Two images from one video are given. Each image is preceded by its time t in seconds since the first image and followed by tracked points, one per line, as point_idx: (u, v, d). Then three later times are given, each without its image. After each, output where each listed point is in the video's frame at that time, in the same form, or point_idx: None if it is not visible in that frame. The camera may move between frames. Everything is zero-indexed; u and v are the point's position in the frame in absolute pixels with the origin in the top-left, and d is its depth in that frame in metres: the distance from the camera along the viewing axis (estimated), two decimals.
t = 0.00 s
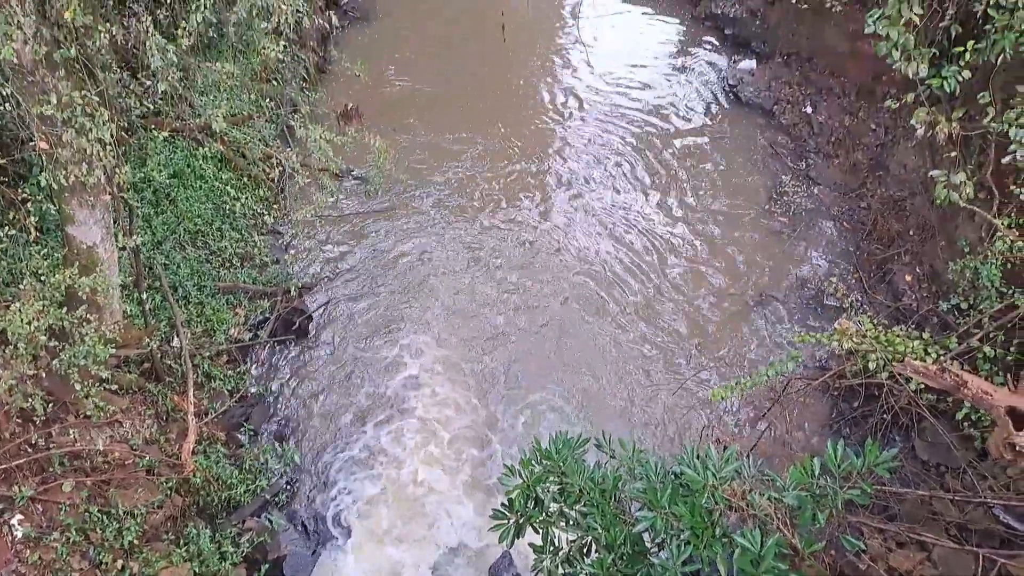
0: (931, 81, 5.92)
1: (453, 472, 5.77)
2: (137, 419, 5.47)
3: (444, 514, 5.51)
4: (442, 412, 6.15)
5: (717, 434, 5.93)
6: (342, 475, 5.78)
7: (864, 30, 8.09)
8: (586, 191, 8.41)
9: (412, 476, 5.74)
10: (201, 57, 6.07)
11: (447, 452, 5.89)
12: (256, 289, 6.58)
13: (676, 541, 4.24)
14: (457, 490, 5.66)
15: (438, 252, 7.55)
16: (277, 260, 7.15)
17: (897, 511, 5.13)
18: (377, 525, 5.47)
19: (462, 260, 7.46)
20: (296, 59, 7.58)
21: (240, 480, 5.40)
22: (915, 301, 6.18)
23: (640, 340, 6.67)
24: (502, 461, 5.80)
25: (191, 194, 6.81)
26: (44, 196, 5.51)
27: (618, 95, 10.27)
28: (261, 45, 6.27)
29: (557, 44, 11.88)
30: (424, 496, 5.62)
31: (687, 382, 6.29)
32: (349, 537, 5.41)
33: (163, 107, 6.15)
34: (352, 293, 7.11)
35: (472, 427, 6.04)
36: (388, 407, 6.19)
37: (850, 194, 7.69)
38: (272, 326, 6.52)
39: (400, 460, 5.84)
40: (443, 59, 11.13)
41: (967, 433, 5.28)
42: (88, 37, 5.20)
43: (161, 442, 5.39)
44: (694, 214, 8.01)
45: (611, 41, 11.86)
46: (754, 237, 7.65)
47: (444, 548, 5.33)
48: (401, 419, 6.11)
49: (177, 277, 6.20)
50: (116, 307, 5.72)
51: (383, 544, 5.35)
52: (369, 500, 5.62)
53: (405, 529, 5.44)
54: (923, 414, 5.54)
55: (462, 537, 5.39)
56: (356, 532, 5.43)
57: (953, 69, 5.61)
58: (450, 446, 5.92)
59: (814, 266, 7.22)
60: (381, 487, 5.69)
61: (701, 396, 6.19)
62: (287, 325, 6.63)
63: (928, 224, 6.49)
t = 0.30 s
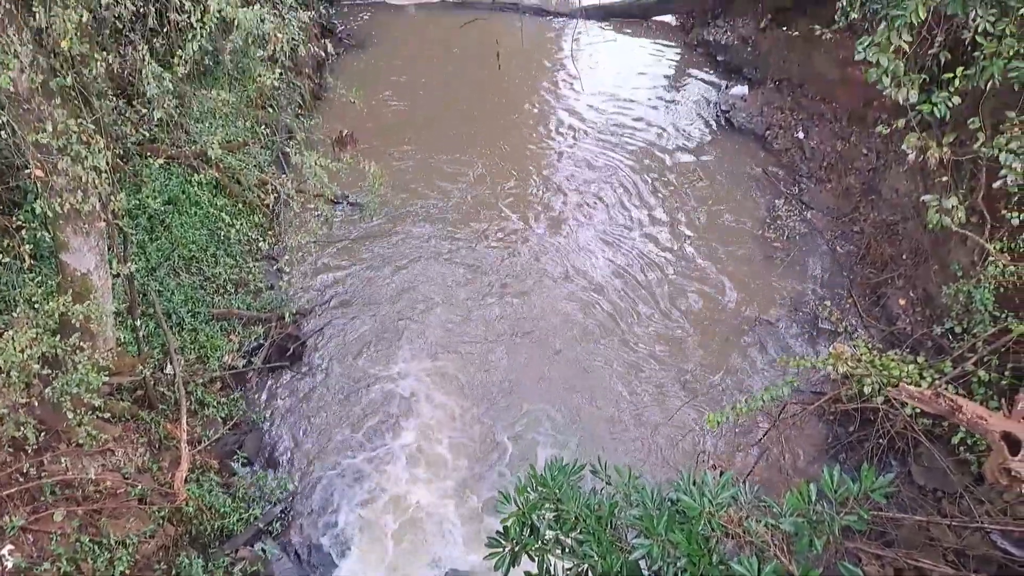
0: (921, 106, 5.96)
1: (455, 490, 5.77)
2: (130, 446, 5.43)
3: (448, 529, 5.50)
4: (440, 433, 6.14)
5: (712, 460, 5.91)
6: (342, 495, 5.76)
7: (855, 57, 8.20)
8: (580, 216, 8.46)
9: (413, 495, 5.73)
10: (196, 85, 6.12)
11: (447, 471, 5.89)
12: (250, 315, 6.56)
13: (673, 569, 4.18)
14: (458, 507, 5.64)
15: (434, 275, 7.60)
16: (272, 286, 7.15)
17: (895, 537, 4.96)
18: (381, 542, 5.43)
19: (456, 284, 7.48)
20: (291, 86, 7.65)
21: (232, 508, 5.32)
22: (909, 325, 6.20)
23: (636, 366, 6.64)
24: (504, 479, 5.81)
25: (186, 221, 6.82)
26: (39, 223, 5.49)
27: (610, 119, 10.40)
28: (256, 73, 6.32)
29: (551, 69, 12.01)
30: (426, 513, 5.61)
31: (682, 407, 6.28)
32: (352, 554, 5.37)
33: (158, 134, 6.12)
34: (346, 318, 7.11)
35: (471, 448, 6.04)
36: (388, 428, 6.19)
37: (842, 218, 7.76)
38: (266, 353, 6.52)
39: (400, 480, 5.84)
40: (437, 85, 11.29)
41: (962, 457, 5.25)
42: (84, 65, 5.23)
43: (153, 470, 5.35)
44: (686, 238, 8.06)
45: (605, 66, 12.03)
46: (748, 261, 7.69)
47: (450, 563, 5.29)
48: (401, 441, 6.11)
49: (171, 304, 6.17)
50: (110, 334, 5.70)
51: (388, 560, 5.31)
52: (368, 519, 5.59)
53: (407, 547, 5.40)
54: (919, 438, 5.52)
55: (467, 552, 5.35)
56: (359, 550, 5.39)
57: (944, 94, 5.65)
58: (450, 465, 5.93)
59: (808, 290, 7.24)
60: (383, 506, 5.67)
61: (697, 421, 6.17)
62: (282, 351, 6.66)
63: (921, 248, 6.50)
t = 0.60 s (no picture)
0: (912, 129, 6.00)
1: (456, 504, 5.78)
2: (122, 471, 5.38)
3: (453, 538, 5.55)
4: (437, 451, 6.14)
5: (708, 483, 5.89)
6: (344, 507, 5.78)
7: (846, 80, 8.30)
8: (575, 237, 8.50)
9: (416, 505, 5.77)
10: (192, 109, 6.17)
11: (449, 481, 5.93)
12: (244, 338, 6.56)
13: None
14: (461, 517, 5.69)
15: (428, 297, 7.61)
16: (266, 309, 7.18)
17: (892, 560, 4.85)
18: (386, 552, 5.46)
19: (450, 307, 7.49)
20: (286, 109, 7.72)
21: (226, 533, 5.23)
22: (903, 347, 6.22)
23: (631, 389, 6.64)
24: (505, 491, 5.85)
25: (181, 244, 6.82)
26: (33, 248, 5.48)
27: (603, 141, 10.48)
28: (251, 96, 6.38)
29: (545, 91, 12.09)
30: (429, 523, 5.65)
31: (678, 430, 6.28)
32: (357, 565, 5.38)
33: (154, 158, 6.17)
34: (342, 340, 7.11)
35: (471, 461, 6.07)
36: (388, 442, 6.21)
37: (836, 240, 7.80)
38: (260, 376, 6.49)
39: (403, 491, 5.87)
40: (432, 109, 11.37)
41: (958, 479, 5.24)
42: (80, 90, 5.28)
43: (146, 496, 5.31)
44: (681, 259, 8.09)
45: (599, 88, 12.14)
46: (743, 282, 7.71)
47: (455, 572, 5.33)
48: (401, 453, 6.13)
49: (165, 327, 6.16)
50: (104, 358, 5.67)
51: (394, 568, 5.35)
52: (372, 530, 5.61)
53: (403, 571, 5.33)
54: (914, 460, 5.51)
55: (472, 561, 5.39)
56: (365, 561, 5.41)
57: (935, 116, 5.71)
58: (451, 477, 5.96)
59: (803, 311, 7.26)
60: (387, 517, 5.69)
61: (693, 444, 6.16)
62: (276, 375, 6.61)
63: (915, 269, 6.54)
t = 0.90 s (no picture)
0: (905, 147, 6.03)
1: (453, 521, 5.75)
2: (116, 492, 5.33)
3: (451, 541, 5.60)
4: (433, 469, 6.12)
5: (705, 502, 5.86)
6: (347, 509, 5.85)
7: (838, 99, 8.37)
8: (569, 255, 8.54)
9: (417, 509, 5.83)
10: (187, 128, 6.19)
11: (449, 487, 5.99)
12: (239, 357, 6.57)
13: None
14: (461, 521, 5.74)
15: (423, 314, 7.62)
16: (261, 328, 7.21)
17: None
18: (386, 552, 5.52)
19: (445, 324, 7.51)
20: (282, 128, 7.78)
21: (219, 554, 5.19)
22: (898, 364, 6.24)
23: (626, 408, 6.63)
24: (505, 497, 5.90)
25: (175, 263, 6.75)
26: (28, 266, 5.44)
27: (598, 159, 10.55)
28: (247, 115, 6.43)
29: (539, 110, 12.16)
30: (428, 526, 5.70)
31: (674, 447, 6.27)
32: (354, 571, 5.41)
33: (149, 176, 6.08)
34: (337, 359, 7.10)
35: (469, 471, 6.10)
36: (385, 456, 6.22)
37: (831, 257, 7.83)
38: (254, 396, 6.52)
39: (400, 503, 5.87)
40: (427, 127, 11.42)
41: (955, 497, 5.23)
42: (76, 109, 5.29)
43: (139, 517, 5.26)
44: (676, 277, 8.11)
45: (593, 106, 12.23)
46: (738, 300, 7.73)
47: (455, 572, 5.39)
48: (404, 459, 6.20)
49: (159, 346, 6.14)
50: (97, 377, 5.64)
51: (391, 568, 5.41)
52: (371, 536, 5.65)
53: None
54: (911, 478, 5.51)
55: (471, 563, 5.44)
56: (363, 561, 5.48)
57: (928, 135, 5.74)
58: (448, 490, 5.96)
59: (798, 328, 7.28)
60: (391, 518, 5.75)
61: (689, 462, 6.15)
62: (270, 394, 6.65)
63: (909, 287, 6.57)
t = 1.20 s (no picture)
0: (902, 167, 6.04)
1: (451, 541, 5.72)
2: (112, 513, 5.30)
3: (450, 542, 5.70)
4: (432, 488, 6.10)
5: (705, 522, 5.84)
6: (349, 507, 5.96)
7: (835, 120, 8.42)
8: (568, 273, 8.56)
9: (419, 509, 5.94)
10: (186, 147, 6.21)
11: (451, 490, 6.09)
12: (237, 377, 6.54)
13: None
14: (461, 522, 5.85)
15: (421, 333, 7.62)
16: (259, 347, 7.19)
17: None
18: (387, 550, 5.65)
19: (444, 343, 7.50)
20: (281, 147, 7.82)
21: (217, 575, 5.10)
22: (898, 384, 6.24)
23: (626, 428, 6.61)
24: (505, 505, 5.97)
25: (173, 282, 6.74)
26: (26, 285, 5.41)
27: (596, 177, 10.60)
28: (246, 135, 6.46)
29: (537, 129, 12.22)
30: (429, 525, 5.82)
31: (673, 467, 6.25)
32: None
33: (148, 196, 6.10)
34: (335, 378, 7.09)
35: (469, 491, 6.08)
36: (384, 474, 6.20)
37: (829, 276, 7.85)
38: (252, 416, 6.50)
39: (398, 522, 5.84)
40: (426, 146, 11.47)
41: (955, 517, 5.19)
42: (76, 129, 5.30)
43: (136, 538, 5.24)
44: (675, 295, 8.13)
45: (592, 125, 12.30)
46: (737, 318, 7.74)
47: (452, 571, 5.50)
48: (403, 472, 6.22)
49: (157, 365, 6.11)
50: (94, 397, 5.60)
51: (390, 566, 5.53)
52: (371, 555, 5.62)
53: None
54: (911, 498, 5.48)
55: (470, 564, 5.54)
56: None
57: (924, 155, 5.77)
58: (446, 510, 5.94)
59: (797, 347, 7.28)
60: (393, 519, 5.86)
61: (689, 483, 6.13)
62: (268, 414, 6.64)
63: (907, 305, 6.58)
